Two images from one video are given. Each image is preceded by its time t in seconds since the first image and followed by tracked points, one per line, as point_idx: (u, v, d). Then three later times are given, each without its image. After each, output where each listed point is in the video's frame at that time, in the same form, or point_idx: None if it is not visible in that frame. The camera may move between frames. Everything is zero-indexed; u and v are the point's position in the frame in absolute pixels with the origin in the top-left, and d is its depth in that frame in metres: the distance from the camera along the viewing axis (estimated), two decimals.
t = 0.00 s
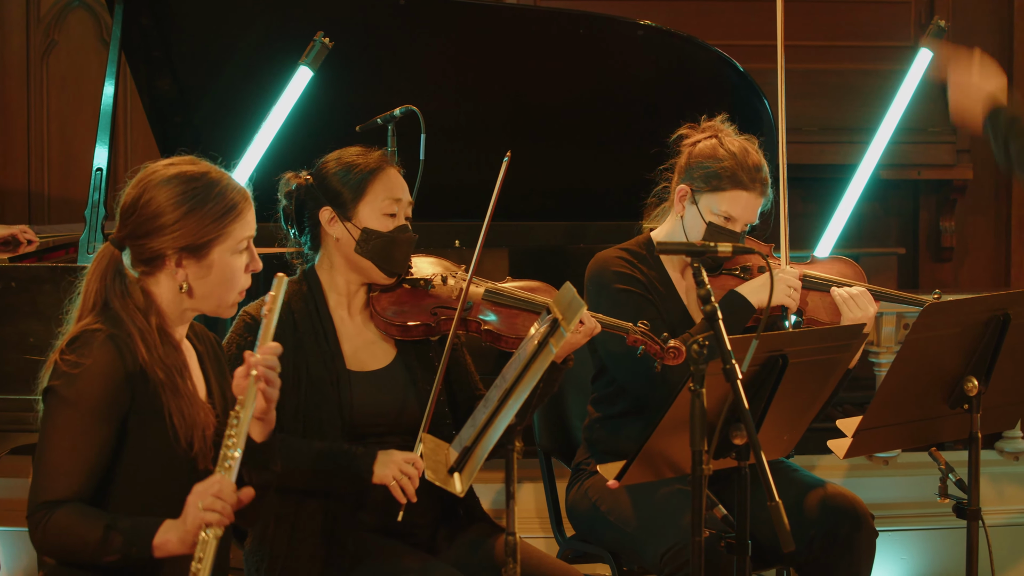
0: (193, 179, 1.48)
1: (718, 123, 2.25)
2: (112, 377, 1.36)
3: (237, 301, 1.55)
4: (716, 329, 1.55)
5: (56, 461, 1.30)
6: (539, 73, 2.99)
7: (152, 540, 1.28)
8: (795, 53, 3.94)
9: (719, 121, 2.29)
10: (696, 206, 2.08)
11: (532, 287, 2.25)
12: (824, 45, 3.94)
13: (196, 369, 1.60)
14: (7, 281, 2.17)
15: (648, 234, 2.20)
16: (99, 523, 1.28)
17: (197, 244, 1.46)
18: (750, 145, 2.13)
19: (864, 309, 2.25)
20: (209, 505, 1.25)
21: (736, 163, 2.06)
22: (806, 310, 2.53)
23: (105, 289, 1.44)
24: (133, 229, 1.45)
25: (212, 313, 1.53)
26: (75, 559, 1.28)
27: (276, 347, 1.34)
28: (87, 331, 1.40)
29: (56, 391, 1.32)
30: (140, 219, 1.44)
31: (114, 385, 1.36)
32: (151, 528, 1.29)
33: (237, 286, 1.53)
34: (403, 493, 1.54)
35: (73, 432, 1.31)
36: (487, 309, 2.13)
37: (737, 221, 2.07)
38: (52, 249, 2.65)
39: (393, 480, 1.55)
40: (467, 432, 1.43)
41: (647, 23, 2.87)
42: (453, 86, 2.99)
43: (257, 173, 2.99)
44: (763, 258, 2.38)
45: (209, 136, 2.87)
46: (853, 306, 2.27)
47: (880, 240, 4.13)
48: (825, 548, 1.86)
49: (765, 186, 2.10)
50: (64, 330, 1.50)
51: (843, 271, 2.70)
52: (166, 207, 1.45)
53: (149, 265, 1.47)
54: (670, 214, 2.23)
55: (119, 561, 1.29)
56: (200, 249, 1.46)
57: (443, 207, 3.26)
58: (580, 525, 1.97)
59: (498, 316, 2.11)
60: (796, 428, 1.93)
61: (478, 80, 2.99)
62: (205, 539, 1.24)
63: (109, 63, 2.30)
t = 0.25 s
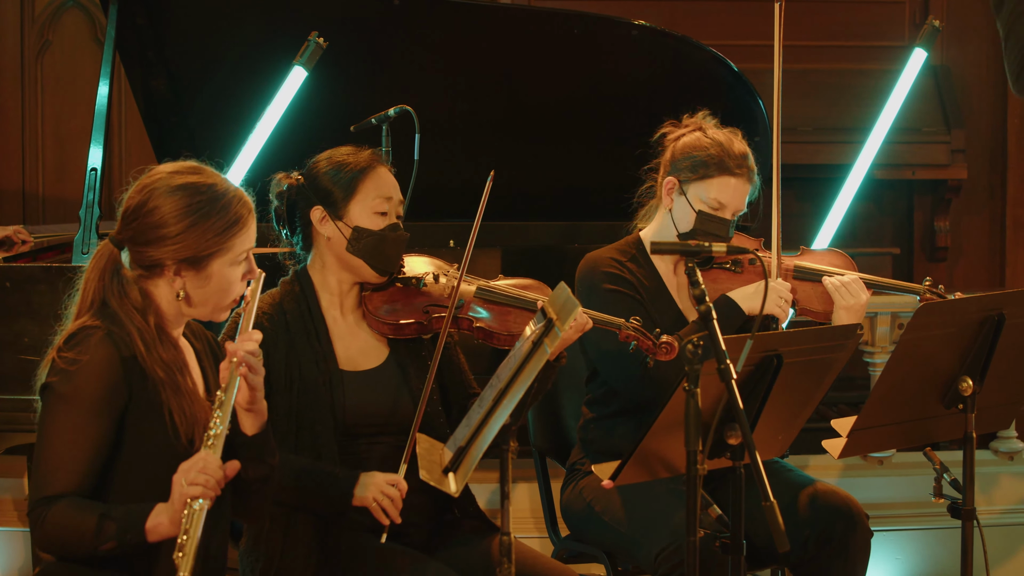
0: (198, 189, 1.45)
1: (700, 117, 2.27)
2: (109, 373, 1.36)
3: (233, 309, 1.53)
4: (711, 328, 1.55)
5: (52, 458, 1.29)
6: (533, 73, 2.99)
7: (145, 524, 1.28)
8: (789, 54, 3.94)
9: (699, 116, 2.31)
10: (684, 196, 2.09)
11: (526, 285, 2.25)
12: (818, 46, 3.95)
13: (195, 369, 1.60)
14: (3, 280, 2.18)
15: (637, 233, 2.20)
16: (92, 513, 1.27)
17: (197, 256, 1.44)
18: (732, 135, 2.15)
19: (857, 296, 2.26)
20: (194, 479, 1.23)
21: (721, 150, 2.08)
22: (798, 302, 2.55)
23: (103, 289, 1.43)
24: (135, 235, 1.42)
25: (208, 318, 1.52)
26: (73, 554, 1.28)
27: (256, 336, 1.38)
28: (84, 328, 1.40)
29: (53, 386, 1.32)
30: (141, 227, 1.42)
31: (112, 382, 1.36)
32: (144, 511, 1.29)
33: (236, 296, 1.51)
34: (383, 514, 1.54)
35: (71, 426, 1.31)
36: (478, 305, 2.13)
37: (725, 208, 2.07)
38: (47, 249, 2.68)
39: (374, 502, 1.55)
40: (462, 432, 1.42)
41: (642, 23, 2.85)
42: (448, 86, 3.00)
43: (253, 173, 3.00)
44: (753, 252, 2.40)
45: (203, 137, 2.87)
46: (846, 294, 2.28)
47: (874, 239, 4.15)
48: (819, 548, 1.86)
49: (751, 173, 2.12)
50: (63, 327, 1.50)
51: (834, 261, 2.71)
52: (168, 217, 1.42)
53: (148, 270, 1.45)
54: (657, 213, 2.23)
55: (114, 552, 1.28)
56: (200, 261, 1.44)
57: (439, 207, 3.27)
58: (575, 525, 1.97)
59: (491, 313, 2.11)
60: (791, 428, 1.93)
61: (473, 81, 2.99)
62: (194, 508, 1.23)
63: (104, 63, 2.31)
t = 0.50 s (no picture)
0: (201, 193, 1.43)
1: (679, 113, 2.32)
2: (112, 370, 1.36)
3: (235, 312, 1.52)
4: (710, 328, 1.55)
5: (53, 454, 1.29)
6: (532, 73, 3.00)
7: (146, 517, 1.28)
8: (788, 54, 3.94)
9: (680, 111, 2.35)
10: (672, 187, 2.11)
11: (520, 287, 2.25)
12: (817, 46, 3.95)
13: (196, 366, 1.59)
14: (3, 280, 2.18)
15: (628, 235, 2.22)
16: (93, 507, 1.27)
17: (198, 261, 1.42)
18: (714, 126, 2.19)
19: (851, 280, 2.26)
20: (190, 469, 1.23)
21: (704, 140, 2.11)
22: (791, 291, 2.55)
23: (105, 289, 1.43)
24: (137, 238, 1.41)
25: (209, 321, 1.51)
26: (74, 549, 1.28)
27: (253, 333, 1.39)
28: (86, 326, 1.39)
29: (55, 383, 1.32)
30: (144, 230, 1.40)
31: (114, 379, 1.36)
32: (144, 504, 1.29)
33: (237, 300, 1.50)
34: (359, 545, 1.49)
35: (72, 423, 1.31)
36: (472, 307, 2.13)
37: (714, 195, 2.10)
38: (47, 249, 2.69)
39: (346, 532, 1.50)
40: (461, 431, 1.42)
41: (640, 23, 2.87)
42: (447, 86, 3.00)
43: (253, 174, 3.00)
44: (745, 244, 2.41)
45: (201, 137, 2.87)
46: (839, 278, 2.27)
47: (873, 239, 4.16)
48: (819, 548, 1.86)
49: (736, 161, 2.14)
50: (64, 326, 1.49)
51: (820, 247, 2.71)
52: (170, 220, 1.40)
53: (150, 273, 1.44)
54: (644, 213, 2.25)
55: (115, 546, 1.28)
56: (201, 266, 1.43)
57: (439, 207, 3.27)
58: (575, 525, 1.97)
59: (487, 315, 2.11)
60: (791, 428, 1.92)
61: (472, 80, 2.99)
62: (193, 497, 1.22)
63: (104, 63, 2.32)
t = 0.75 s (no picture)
0: (202, 194, 1.43)
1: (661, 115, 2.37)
2: (114, 370, 1.36)
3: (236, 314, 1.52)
4: (710, 328, 1.55)
5: (54, 453, 1.29)
6: (532, 74, 2.99)
7: (146, 515, 1.28)
8: (788, 54, 3.94)
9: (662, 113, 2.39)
10: (661, 183, 2.14)
11: (517, 296, 2.24)
12: (817, 46, 3.95)
13: (197, 365, 1.59)
14: (3, 280, 2.18)
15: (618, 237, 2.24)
16: (94, 506, 1.27)
17: (199, 262, 1.42)
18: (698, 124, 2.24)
19: (843, 266, 2.29)
20: (189, 466, 1.23)
21: (689, 135, 2.15)
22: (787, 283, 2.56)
23: (106, 290, 1.43)
24: (138, 240, 1.41)
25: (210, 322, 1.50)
26: (75, 548, 1.28)
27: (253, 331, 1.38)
28: (87, 326, 1.39)
29: (56, 382, 1.32)
30: (145, 232, 1.40)
31: (115, 379, 1.36)
32: (145, 502, 1.29)
33: (238, 302, 1.49)
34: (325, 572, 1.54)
35: (73, 422, 1.31)
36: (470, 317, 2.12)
37: (704, 187, 2.13)
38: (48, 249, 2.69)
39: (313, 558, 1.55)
40: (462, 431, 1.42)
41: (641, 23, 2.85)
42: (447, 86, 3.00)
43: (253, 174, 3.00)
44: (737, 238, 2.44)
45: (201, 137, 2.87)
46: (832, 266, 2.30)
47: (873, 240, 4.16)
48: (819, 547, 1.86)
49: (722, 153, 2.18)
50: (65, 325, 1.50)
51: (813, 241, 2.69)
52: (171, 221, 1.40)
53: (150, 275, 1.43)
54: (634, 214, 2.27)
55: (116, 545, 1.28)
56: (202, 267, 1.42)
57: (439, 208, 3.27)
58: (575, 525, 1.97)
59: (482, 325, 2.11)
60: (791, 428, 1.92)
61: (472, 81, 2.99)
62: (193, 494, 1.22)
63: (105, 63, 2.32)
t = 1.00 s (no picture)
0: (206, 195, 1.44)
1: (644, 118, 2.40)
2: (114, 370, 1.36)
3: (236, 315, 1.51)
4: (711, 327, 1.54)
5: (52, 453, 1.29)
6: (532, 73, 2.99)
7: (143, 515, 1.27)
8: (789, 54, 3.94)
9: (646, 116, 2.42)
10: (653, 181, 2.16)
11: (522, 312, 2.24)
12: (818, 45, 3.95)
13: (197, 365, 1.59)
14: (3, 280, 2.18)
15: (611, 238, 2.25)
16: (91, 506, 1.27)
17: (201, 263, 1.42)
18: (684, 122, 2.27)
19: (839, 258, 2.34)
20: (185, 466, 1.23)
21: (676, 132, 2.18)
22: (783, 278, 2.59)
23: (107, 289, 1.43)
24: (140, 239, 1.41)
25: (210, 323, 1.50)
26: (73, 548, 1.28)
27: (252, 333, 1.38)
28: (87, 326, 1.39)
29: (55, 381, 1.32)
30: (148, 231, 1.40)
31: (114, 378, 1.36)
32: (143, 502, 1.29)
33: (238, 303, 1.49)
34: None
35: (71, 422, 1.31)
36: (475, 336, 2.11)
37: (695, 181, 2.15)
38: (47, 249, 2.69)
39: None
40: (461, 431, 1.42)
41: (641, 23, 2.86)
42: (447, 86, 3.00)
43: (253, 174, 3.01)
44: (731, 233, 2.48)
45: (201, 137, 2.87)
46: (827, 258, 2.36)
47: (873, 240, 4.16)
48: (819, 548, 1.86)
49: (710, 148, 2.21)
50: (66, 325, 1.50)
51: (806, 237, 2.71)
52: (174, 221, 1.40)
53: (152, 274, 1.43)
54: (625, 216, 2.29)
55: (114, 545, 1.28)
56: (203, 267, 1.42)
57: (440, 208, 3.27)
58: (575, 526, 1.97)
59: (486, 343, 2.11)
60: (791, 428, 1.92)
61: (472, 81, 2.99)
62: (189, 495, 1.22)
63: (105, 62, 2.33)
